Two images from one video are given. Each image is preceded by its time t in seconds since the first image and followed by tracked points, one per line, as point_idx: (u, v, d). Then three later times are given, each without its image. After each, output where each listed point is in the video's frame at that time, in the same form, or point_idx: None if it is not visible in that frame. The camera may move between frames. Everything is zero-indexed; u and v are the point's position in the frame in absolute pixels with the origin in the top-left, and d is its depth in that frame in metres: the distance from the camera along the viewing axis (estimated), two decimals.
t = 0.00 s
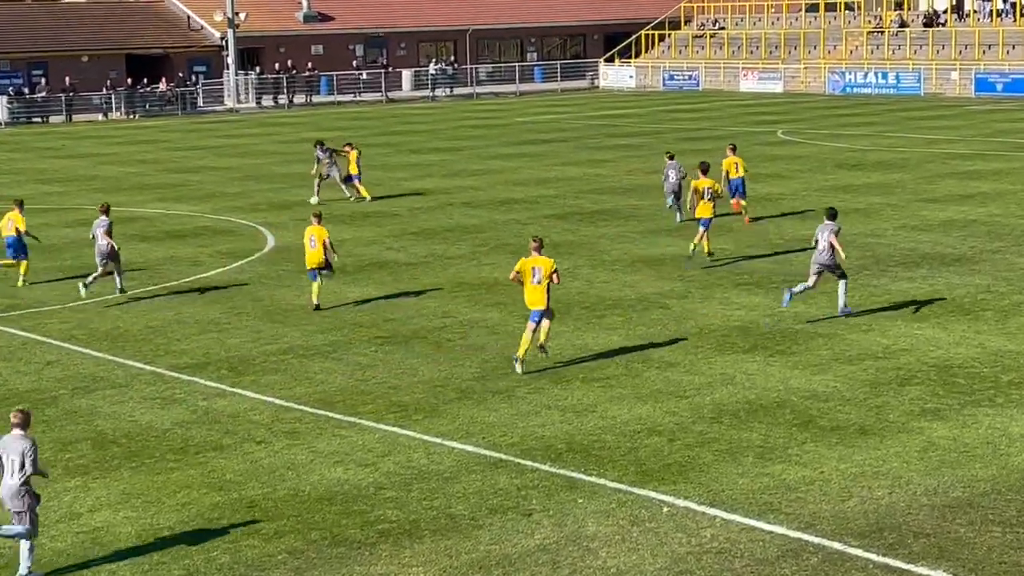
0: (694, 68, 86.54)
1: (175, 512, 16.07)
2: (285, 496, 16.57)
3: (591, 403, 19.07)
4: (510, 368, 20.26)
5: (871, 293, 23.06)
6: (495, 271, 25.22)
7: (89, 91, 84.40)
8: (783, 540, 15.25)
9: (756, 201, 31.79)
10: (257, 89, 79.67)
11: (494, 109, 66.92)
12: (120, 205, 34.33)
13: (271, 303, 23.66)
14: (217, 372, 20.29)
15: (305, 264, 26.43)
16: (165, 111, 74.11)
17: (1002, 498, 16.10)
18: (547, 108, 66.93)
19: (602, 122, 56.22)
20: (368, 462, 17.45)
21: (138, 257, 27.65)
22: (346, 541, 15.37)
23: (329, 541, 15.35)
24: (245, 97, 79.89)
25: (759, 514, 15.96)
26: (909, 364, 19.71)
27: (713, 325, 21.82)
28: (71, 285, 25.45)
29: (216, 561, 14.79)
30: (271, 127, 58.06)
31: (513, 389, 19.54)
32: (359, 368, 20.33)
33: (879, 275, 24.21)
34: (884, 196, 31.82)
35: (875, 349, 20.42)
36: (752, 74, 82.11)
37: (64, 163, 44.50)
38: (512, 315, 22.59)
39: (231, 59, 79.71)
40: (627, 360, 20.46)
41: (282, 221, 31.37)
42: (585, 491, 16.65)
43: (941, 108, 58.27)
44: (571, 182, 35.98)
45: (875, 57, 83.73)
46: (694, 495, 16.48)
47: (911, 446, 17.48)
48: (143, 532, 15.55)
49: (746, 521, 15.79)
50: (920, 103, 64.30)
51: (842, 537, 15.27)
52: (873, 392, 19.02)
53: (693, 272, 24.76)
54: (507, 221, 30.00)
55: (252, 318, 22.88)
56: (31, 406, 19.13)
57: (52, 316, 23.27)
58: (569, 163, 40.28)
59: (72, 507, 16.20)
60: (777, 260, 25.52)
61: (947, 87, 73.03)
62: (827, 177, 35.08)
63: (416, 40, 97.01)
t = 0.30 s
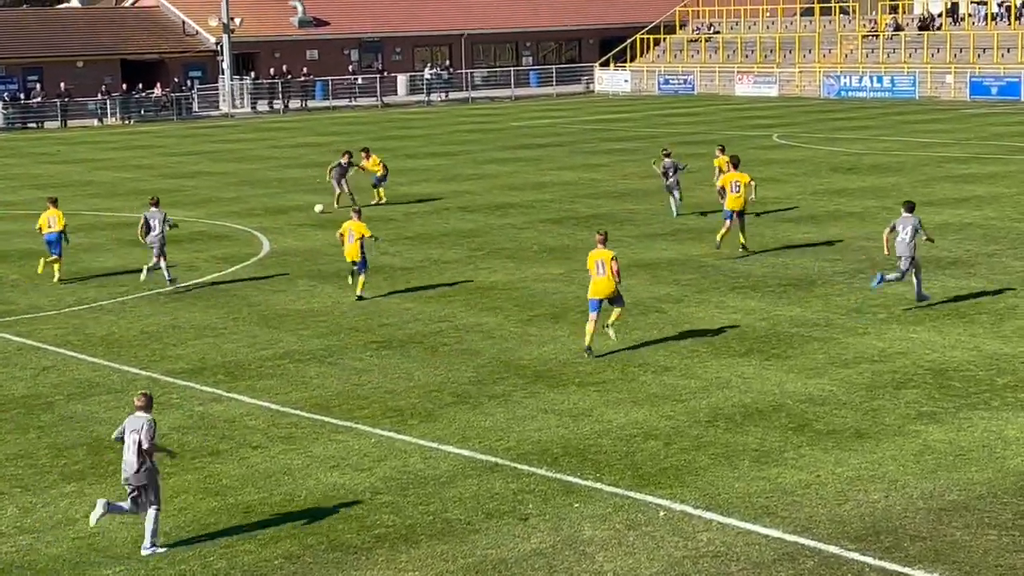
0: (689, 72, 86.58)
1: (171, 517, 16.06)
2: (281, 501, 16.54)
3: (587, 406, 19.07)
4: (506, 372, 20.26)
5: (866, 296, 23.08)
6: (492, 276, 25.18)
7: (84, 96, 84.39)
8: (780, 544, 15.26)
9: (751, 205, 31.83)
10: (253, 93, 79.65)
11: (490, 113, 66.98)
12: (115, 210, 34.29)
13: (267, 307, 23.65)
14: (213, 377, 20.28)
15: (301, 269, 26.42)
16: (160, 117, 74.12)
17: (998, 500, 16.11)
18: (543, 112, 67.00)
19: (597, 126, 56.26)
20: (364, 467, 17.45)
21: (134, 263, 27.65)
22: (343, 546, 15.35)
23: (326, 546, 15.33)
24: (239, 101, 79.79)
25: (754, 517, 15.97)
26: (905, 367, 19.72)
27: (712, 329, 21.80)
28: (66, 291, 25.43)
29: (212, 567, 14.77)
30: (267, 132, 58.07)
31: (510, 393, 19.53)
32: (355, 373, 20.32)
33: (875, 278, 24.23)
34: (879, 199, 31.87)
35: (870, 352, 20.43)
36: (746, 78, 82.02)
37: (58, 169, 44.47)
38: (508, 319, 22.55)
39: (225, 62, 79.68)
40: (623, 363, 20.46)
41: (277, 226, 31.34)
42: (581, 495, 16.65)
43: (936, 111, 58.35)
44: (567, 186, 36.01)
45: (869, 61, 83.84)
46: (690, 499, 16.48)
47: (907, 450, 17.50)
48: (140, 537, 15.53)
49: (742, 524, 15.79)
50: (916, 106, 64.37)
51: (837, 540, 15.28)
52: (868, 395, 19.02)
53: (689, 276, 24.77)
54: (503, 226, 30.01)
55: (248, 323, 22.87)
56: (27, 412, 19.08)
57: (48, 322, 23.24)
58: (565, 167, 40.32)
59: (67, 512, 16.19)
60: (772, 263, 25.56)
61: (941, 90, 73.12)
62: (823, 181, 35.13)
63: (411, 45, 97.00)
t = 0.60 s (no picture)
0: (683, 72, 86.60)
1: (164, 520, 16.07)
2: (273, 504, 16.54)
3: (580, 408, 19.08)
4: (499, 373, 20.26)
5: (859, 297, 23.09)
6: (485, 278, 25.17)
7: (77, 99, 84.36)
8: (773, 545, 15.27)
9: (744, 207, 31.85)
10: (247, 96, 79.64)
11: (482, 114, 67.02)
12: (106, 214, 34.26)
13: (260, 310, 23.65)
14: (205, 380, 20.27)
15: (293, 271, 26.39)
16: (153, 120, 74.13)
17: (991, 500, 16.14)
18: (536, 114, 67.00)
19: (590, 129, 56.30)
20: (357, 469, 17.46)
21: (127, 265, 27.63)
22: (336, 548, 15.36)
23: (320, 548, 15.34)
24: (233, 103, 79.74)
25: (747, 518, 15.98)
26: (897, 368, 19.74)
27: (704, 330, 21.80)
28: (57, 293, 25.39)
29: (205, 569, 14.78)
30: (259, 134, 58.05)
31: (502, 395, 19.53)
32: (347, 375, 20.32)
33: (867, 279, 24.24)
34: (871, 200, 31.89)
35: (863, 353, 20.45)
36: (739, 79, 82.01)
37: (50, 172, 44.43)
38: (500, 321, 22.54)
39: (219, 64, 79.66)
40: (616, 365, 20.46)
41: (268, 228, 31.31)
42: (574, 497, 16.66)
43: (929, 112, 58.35)
44: (560, 188, 36.02)
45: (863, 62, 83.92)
46: (683, 500, 16.48)
47: (900, 450, 17.52)
48: (133, 540, 15.54)
49: (735, 525, 15.81)
50: (909, 107, 64.40)
51: (830, 541, 15.29)
52: (861, 396, 19.04)
53: (682, 277, 24.78)
54: (496, 227, 30.01)
55: (241, 326, 22.87)
56: (18, 415, 19.07)
57: (40, 325, 23.21)
58: (558, 169, 40.32)
59: (61, 515, 16.19)
60: (764, 264, 25.57)
61: (934, 91, 73.22)
62: (816, 182, 35.16)
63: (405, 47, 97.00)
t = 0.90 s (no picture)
0: (671, 72, 86.59)
1: (152, 521, 16.02)
2: (262, 504, 16.49)
3: (569, 408, 19.04)
4: (488, 373, 20.22)
5: (849, 296, 23.07)
6: (473, 278, 25.11)
7: (63, 98, 84.23)
8: (762, 544, 15.25)
9: (734, 205, 31.81)
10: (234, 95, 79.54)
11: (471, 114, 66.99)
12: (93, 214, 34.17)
13: (248, 310, 23.60)
14: (193, 380, 20.22)
15: (281, 271, 26.34)
16: (140, 120, 74.04)
17: (981, 499, 16.13)
18: (524, 113, 66.97)
19: (579, 127, 56.22)
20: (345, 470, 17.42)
21: (114, 265, 27.56)
22: (325, 548, 15.32)
23: (309, 549, 15.30)
24: (220, 103, 79.59)
25: (736, 518, 15.96)
26: (887, 367, 19.72)
27: (694, 329, 21.76)
28: (43, 294, 25.32)
29: (192, 571, 14.74)
30: (247, 134, 57.97)
31: (492, 395, 19.49)
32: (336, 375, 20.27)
33: (856, 278, 24.22)
34: (861, 199, 31.87)
35: (852, 352, 20.43)
36: (728, 77, 82.03)
37: (38, 172, 44.33)
38: (489, 321, 22.48)
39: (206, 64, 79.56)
40: (606, 364, 20.43)
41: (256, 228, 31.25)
42: (564, 497, 16.63)
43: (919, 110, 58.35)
44: (550, 187, 35.97)
45: (851, 61, 83.98)
46: (672, 500, 16.46)
47: (889, 449, 17.51)
48: (120, 541, 15.50)
49: (725, 525, 15.78)
50: (898, 106, 64.38)
51: (819, 540, 15.27)
52: (850, 395, 19.02)
53: (671, 276, 24.73)
54: (485, 227, 29.96)
55: (229, 326, 22.82)
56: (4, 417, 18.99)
57: (25, 326, 23.14)
58: (547, 168, 40.29)
59: (48, 516, 16.14)
60: (754, 263, 25.54)
61: (923, 90, 73.28)
62: (806, 181, 35.14)
63: (392, 46, 96.93)
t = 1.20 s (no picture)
0: (657, 69, 86.53)
1: (133, 522, 15.93)
2: (245, 506, 16.41)
3: (553, 407, 18.97)
4: (471, 372, 20.13)
5: (834, 294, 22.99)
6: (457, 277, 25.01)
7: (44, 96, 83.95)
8: (747, 544, 15.18)
9: (719, 203, 31.71)
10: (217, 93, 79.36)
11: (456, 112, 66.87)
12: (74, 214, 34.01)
13: (231, 309, 23.49)
14: (175, 381, 20.13)
15: (265, 271, 26.22)
16: (122, 118, 73.85)
17: (965, 497, 16.09)
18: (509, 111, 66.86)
19: (563, 125, 56.11)
20: (328, 470, 17.34)
21: (95, 265, 27.44)
22: (308, 549, 15.25)
23: (292, 549, 15.23)
24: (203, 101, 79.41)
25: (721, 517, 15.90)
26: (873, 365, 19.68)
27: (678, 328, 21.68)
28: (24, 295, 25.18)
29: (174, 572, 14.66)
30: (231, 133, 57.81)
31: (476, 394, 19.40)
32: (319, 375, 20.18)
33: (841, 276, 24.14)
34: (845, 197, 31.80)
35: (836, 350, 20.38)
36: (714, 75, 82.00)
37: (21, 171, 44.14)
38: (473, 320, 22.40)
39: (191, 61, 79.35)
40: (590, 363, 20.35)
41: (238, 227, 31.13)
42: (548, 496, 16.56)
43: (904, 107, 58.26)
44: (534, 185, 35.86)
45: (837, 56, 83.90)
46: (657, 499, 16.40)
47: (873, 447, 17.45)
48: (101, 543, 15.40)
49: (710, 524, 15.72)
50: (883, 103, 64.36)
51: (803, 539, 15.21)
52: (835, 393, 18.97)
53: (655, 275, 24.64)
54: (469, 226, 29.85)
55: (211, 326, 22.71)
56: None
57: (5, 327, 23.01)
58: (531, 166, 40.17)
59: (28, 518, 16.04)
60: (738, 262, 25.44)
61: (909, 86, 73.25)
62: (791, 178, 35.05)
63: (377, 43, 96.78)
